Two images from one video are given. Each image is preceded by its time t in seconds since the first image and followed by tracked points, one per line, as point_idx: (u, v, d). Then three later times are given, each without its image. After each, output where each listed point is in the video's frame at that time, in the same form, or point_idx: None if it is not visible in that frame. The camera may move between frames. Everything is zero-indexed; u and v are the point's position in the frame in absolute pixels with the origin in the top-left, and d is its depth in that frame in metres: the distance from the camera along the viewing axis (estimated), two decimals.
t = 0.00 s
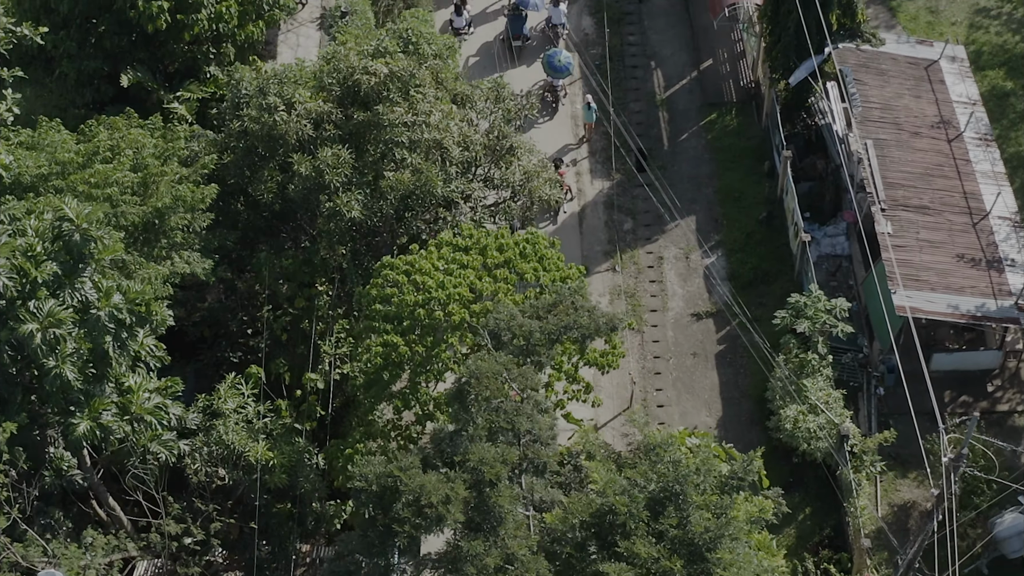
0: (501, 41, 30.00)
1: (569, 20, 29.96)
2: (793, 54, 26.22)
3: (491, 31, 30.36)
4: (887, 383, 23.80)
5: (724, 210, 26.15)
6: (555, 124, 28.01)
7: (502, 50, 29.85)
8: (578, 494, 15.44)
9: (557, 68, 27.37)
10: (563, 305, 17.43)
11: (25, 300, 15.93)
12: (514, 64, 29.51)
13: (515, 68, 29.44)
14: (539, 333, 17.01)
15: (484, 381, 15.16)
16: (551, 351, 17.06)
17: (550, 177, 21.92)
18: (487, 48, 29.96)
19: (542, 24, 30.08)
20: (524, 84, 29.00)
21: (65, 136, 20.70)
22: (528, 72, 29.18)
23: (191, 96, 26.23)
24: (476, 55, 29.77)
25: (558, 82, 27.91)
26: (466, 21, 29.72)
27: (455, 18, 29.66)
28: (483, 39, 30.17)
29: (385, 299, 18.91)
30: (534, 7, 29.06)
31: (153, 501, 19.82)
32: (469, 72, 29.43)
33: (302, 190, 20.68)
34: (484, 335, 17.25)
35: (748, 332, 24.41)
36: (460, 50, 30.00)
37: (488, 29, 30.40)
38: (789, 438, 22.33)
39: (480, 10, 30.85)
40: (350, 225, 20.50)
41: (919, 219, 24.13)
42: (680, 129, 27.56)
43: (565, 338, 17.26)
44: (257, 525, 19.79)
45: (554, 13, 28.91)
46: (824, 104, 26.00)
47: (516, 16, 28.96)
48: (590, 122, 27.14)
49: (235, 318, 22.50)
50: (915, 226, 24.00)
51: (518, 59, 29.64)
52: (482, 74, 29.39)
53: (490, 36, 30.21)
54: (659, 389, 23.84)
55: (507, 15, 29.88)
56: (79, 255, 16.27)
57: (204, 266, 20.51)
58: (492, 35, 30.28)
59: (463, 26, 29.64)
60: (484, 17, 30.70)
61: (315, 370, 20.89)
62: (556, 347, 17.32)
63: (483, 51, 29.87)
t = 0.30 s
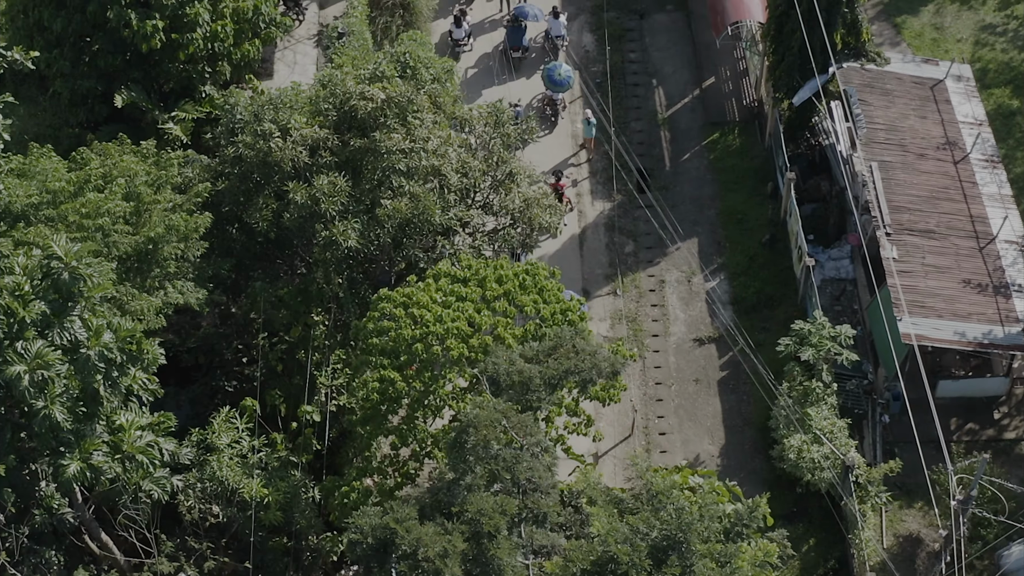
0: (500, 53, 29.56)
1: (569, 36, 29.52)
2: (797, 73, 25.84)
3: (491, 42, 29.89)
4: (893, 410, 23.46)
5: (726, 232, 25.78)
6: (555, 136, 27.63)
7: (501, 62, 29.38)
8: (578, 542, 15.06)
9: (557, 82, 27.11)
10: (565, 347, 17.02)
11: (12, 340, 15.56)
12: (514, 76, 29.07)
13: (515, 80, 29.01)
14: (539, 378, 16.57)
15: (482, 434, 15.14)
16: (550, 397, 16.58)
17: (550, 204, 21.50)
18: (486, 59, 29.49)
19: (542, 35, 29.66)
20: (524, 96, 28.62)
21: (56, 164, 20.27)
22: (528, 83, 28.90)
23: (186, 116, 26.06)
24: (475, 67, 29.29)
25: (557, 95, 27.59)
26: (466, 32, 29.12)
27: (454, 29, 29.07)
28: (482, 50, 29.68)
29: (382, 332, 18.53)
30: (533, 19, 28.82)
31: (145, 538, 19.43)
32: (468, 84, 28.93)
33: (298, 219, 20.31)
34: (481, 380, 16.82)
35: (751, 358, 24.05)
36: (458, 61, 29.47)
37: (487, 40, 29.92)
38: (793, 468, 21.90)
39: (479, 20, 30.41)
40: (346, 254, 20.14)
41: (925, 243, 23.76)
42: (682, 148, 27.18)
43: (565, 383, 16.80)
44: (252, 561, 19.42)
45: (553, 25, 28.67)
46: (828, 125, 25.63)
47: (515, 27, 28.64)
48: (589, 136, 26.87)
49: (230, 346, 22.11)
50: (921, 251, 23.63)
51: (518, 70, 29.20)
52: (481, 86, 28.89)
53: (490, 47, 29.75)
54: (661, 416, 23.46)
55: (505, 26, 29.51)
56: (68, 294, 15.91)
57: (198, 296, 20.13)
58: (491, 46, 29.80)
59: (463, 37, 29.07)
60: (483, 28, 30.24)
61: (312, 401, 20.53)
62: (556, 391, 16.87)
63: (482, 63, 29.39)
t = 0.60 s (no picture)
0: (499, 65, 29.19)
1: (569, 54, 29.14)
2: (801, 93, 25.51)
3: (490, 54, 29.53)
4: (898, 438, 23.08)
5: (729, 254, 25.42)
6: (554, 151, 27.33)
7: (500, 74, 29.01)
8: None
9: (557, 96, 26.80)
10: (565, 394, 16.67)
11: None
12: (513, 88, 28.69)
13: (515, 93, 28.63)
14: (540, 426, 16.23)
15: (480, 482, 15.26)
16: (551, 446, 16.29)
17: (551, 231, 21.09)
18: (485, 71, 29.13)
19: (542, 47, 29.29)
20: (524, 110, 28.24)
21: (47, 192, 19.91)
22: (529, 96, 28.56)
23: (181, 135, 25.69)
24: (473, 79, 28.91)
25: (557, 109, 27.26)
26: (465, 43, 28.74)
27: (454, 41, 28.69)
28: (481, 62, 29.32)
29: (379, 366, 18.16)
30: (532, 30, 28.48)
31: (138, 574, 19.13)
32: (467, 97, 28.54)
33: (294, 248, 19.96)
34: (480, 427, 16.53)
35: (755, 384, 23.69)
36: (457, 73, 29.08)
37: (486, 51, 29.56)
38: (797, 499, 21.48)
39: (478, 31, 30.05)
40: (342, 284, 19.80)
41: (931, 267, 23.41)
42: (684, 168, 26.81)
43: (566, 430, 16.52)
44: None
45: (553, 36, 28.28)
46: (832, 145, 25.26)
47: (514, 39, 28.31)
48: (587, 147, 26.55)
49: (224, 375, 21.79)
50: (927, 275, 23.27)
51: (517, 82, 28.81)
52: (480, 99, 28.49)
53: (488, 59, 29.39)
54: (663, 444, 23.12)
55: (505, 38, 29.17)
56: (57, 333, 15.61)
57: (192, 326, 19.79)
58: (491, 58, 29.44)
59: (462, 48, 28.68)
60: (482, 39, 29.87)
61: (308, 433, 20.17)
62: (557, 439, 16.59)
63: (480, 75, 29.02)
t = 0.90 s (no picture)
0: (498, 76, 28.84)
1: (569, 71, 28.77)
2: (805, 113, 25.16)
3: (489, 65, 29.17)
4: (904, 466, 22.74)
5: (732, 276, 25.07)
6: (554, 165, 27.01)
7: (499, 86, 28.67)
8: None
9: (557, 110, 26.37)
10: (567, 439, 16.62)
11: None
12: (512, 101, 28.34)
13: (514, 106, 28.29)
14: (539, 475, 16.22)
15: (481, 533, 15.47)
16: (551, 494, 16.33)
17: (551, 258, 20.70)
18: (483, 83, 28.77)
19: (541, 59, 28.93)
20: (523, 124, 27.92)
21: (39, 221, 19.57)
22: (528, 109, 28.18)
23: (176, 156, 25.38)
24: (472, 91, 28.56)
25: (557, 124, 26.96)
26: (465, 54, 28.31)
27: (453, 52, 28.26)
28: (479, 74, 28.94)
29: (376, 401, 17.80)
30: (531, 41, 28.16)
31: None
32: (465, 110, 28.15)
33: (290, 277, 19.60)
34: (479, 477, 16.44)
35: (758, 410, 23.34)
36: (456, 85, 28.68)
37: (485, 62, 29.20)
38: (801, 529, 21.06)
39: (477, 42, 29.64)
40: (339, 314, 19.46)
41: (937, 293, 23.04)
42: (686, 188, 26.45)
43: (567, 476, 16.52)
44: None
45: (553, 48, 27.93)
46: (837, 166, 24.90)
47: (514, 51, 27.98)
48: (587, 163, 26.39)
49: (219, 405, 21.46)
50: (933, 301, 22.92)
51: (516, 94, 28.46)
52: (478, 111, 28.13)
53: (487, 70, 29.04)
54: (664, 471, 22.76)
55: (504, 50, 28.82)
56: (46, 375, 15.30)
57: (186, 357, 19.46)
58: (490, 69, 29.08)
59: (462, 59, 28.27)
60: (480, 50, 29.48)
61: (303, 465, 19.83)
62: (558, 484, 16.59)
63: (479, 87, 28.66)
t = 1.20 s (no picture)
0: (497, 88, 28.44)
1: (570, 87, 28.43)
2: (808, 133, 24.81)
3: (488, 76, 28.76)
4: (909, 494, 22.44)
5: (735, 299, 24.73)
6: (554, 181, 26.68)
7: (498, 98, 28.27)
8: None
9: (556, 122, 26.14)
10: (567, 486, 16.81)
11: None
12: (511, 113, 28.00)
13: (513, 118, 27.93)
14: (540, 523, 16.43)
15: None
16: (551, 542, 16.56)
17: (551, 285, 20.35)
18: (482, 95, 28.38)
19: (541, 70, 28.72)
20: (522, 138, 27.56)
21: (30, 250, 19.23)
22: (527, 123, 27.81)
23: (170, 177, 25.12)
24: (471, 104, 28.18)
25: (557, 138, 26.69)
26: (465, 63, 28.01)
27: (453, 61, 27.97)
28: (479, 84, 28.59)
29: (373, 436, 17.51)
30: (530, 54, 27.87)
31: None
32: (464, 123, 27.80)
33: (285, 307, 19.26)
34: (477, 528, 16.65)
35: (762, 436, 22.99)
36: (456, 94, 28.36)
37: (484, 74, 28.81)
38: (805, 560, 20.69)
39: (476, 52, 29.30)
40: (335, 344, 19.14)
41: (943, 317, 22.71)
42: (688, 209, 26.12)
43: (567, 523, 16.72)
44: None
45: (553, 60, 27.75)
46: (841, 187, 24.55)
47: (514, 63, 27.60)
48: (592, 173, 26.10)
49: (214, 433, 21.15)
50: (939, 326, 22.58)
51: (515, 107, 28.12)
52: (478, 125, 27.77)
53: (484, 82, 28.59)
54: (666, 499, 22.42)
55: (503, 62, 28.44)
56: (35, 416, 14.92)
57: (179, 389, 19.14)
58: (489, 81, 28.68)
59: (462, 68, 27.97)
60: (479, 60, 29.14)
61: (299, 498, 19.50)
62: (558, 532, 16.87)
63: (477, 99, 28.27)
